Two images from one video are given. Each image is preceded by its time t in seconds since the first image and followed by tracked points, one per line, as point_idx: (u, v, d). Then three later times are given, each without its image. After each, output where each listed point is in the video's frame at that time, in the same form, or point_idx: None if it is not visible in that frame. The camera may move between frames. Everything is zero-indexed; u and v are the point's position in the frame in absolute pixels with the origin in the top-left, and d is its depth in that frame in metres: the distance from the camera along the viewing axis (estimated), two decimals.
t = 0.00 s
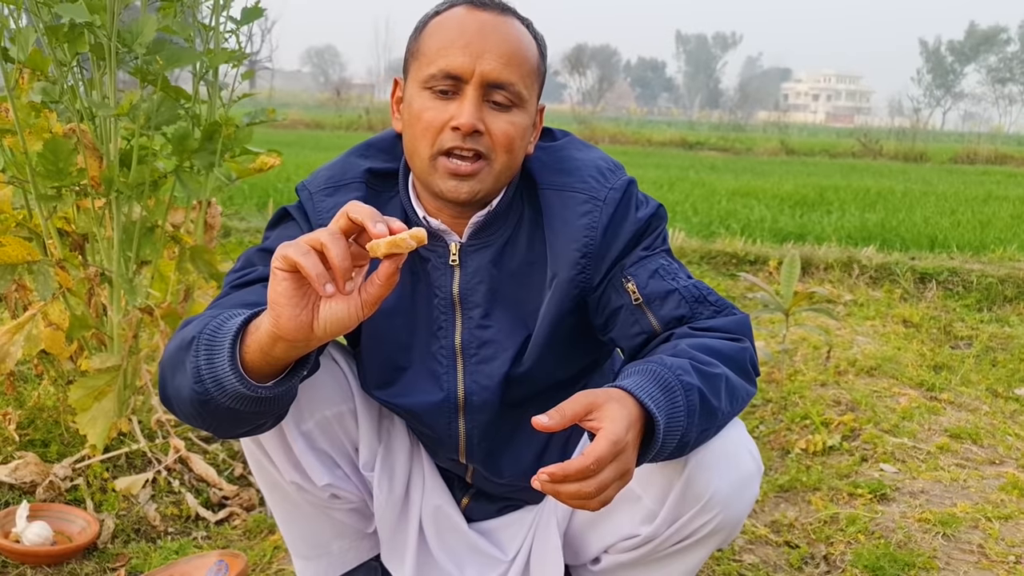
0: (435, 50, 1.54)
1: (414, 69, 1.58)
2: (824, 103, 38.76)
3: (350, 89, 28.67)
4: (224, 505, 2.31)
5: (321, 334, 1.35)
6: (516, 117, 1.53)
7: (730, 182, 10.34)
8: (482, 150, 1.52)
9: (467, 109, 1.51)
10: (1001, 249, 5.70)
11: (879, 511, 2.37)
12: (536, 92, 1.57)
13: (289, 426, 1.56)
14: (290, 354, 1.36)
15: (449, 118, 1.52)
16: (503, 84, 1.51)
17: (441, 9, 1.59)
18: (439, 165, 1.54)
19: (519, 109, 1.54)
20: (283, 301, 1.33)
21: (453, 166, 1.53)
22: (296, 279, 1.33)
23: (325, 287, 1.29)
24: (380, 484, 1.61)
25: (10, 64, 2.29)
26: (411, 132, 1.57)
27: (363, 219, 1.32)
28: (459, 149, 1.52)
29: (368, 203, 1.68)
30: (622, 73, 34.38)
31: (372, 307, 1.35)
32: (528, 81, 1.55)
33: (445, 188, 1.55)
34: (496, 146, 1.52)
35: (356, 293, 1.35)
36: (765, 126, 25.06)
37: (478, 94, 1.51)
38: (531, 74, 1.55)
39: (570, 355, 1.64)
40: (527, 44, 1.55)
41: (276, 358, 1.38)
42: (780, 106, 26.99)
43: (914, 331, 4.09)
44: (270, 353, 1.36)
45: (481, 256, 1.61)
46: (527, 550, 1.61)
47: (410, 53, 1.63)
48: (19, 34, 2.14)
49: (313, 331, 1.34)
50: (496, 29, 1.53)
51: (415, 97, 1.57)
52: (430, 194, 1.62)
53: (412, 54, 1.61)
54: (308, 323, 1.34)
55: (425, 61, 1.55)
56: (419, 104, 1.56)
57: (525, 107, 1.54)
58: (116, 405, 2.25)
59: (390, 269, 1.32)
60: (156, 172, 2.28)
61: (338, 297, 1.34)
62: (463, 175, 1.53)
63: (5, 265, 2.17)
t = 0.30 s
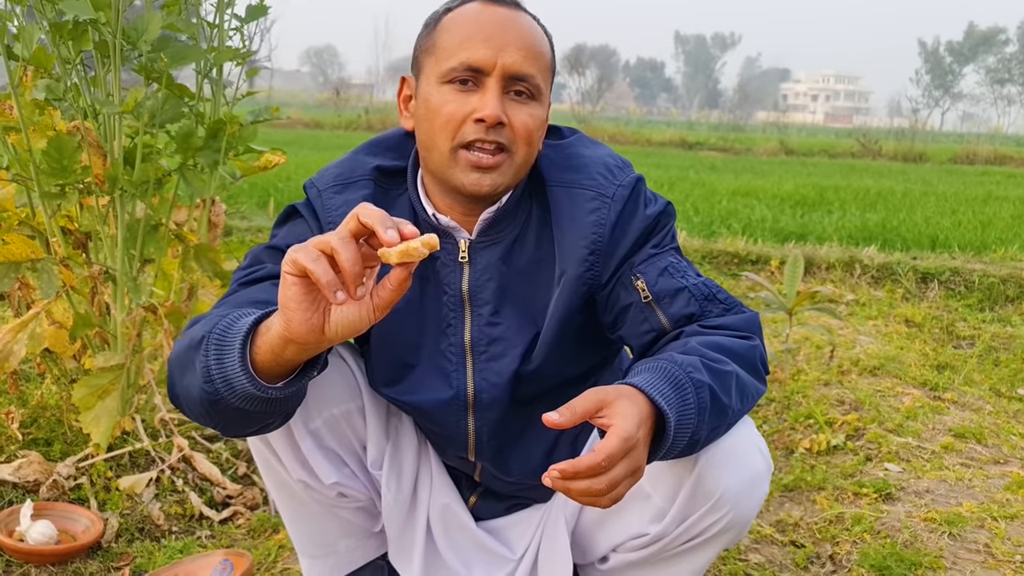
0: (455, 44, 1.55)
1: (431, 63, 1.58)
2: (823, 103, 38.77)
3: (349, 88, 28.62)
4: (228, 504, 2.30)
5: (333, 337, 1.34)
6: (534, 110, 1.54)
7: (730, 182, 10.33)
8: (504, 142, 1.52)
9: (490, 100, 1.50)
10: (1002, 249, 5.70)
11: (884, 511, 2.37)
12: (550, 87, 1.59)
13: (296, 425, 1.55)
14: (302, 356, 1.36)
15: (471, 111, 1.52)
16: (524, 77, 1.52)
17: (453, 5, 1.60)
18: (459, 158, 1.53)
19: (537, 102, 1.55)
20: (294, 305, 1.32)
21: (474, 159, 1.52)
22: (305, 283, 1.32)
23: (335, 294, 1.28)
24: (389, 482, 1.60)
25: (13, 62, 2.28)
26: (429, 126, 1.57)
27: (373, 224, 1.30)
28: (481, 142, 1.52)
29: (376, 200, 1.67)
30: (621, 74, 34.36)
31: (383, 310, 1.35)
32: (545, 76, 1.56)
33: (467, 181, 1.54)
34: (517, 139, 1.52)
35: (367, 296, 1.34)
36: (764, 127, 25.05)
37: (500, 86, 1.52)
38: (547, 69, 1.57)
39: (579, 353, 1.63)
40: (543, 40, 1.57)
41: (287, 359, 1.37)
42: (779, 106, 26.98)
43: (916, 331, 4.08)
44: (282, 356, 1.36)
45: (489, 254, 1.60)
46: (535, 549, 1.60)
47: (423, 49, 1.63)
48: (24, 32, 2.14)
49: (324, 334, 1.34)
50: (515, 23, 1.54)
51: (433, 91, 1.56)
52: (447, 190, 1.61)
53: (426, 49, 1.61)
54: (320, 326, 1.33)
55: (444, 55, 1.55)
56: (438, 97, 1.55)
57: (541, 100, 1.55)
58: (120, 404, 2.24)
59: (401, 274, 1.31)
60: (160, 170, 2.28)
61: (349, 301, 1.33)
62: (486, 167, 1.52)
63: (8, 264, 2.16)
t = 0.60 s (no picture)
0: (471, 42, 1.55)
1: (446, 61, 1.58)
2: (821, 104, 38.81)
3: (347, 89, 28.61)
4: (228, 506, 2.30)
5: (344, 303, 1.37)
6: (548, 111, 1.54)
7: (728, 183, 10.32)
8: (518, 141, 1.51)
9: (506, 100, 1.50)
10: (1001, 250, 5.70)
11: (886, 512, 2.37)
12: (563, 90, 1.59)
13: (299, 426, 1.55)
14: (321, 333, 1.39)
15: (485, 109, 1.51)
16: (540, 77, 1.53)
17: (470, 5, 1.60)
18: (471, 155, 1.53)
19: (551, 104, 1.55)
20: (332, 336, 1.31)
21: (487, 156, 1.52)
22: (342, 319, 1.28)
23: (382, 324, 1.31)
24: (391, 484, 1.60)
25: (13, 62, 2.27)
26: (441, 122, 1.57)
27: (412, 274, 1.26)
28: (494, 141, 1.51)
29: (382, 199, 1.66)
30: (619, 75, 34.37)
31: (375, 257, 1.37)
32: (559, 77, 1.56)
33: (480, 178, 1.53)
34: (530, 139, 1.51)
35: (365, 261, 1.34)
36: (762, 128, 25.06)
37: (516, 86, 1.52)
38: (561, 71, 1.57)
39: (585, 354, 1.63)
40: (557, 41, 1.57)
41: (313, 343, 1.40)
42: (777, 108, 27.00)
43: (916, 332, 4.08)
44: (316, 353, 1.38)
45: (495, 254, 1.60)
46: (538, 551, 1.60)
47: (438, 46, 1.63)
48: (25, 32, 2.15)
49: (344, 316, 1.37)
50: (532, 23, 1.55)
51: (447, 88, 1.56)
52: (457, 189, 1.60)
53: (441, 47, 1.61)
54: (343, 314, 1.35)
55: (460, 52, 1.56)
56: (452, 95, 1.55)
57: (554, 103, 1.55)
58: (120, 405, 2.24)
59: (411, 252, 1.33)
60: (160, 170, 2.27)
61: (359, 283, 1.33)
62: (499, 166, 1.52)
63: (8, 264, 2.16)
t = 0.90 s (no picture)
0: (440, 58, 1.55)
1: (420, 76, 1.58)
2: (820, 106, 38.83)
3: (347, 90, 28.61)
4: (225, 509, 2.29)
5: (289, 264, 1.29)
6: (520, 124, 1.52)
7: (727, 185, 10.32)
8: (484, 158, 1.51)
9: (469, 117, 1.50)
10: (999, 253, 5.70)
11: (883, 516, 2.36)
12: (540, 102, 1.56)
13: (298, 428, 1.55)
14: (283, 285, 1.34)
15: (450, 126, 1.51)
16: (507, 91, 1.51)
17: (447, 17, 1.60)
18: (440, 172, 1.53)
19: (524, 117, 1.53)
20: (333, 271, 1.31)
21: (454, 174, 1.51)
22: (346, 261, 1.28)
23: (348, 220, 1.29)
24: (389, 487, 1.60)
25: (10, 63, 2.27)
26: (414, 139, 1.57)
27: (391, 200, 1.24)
28: (460, 158, 1.51)
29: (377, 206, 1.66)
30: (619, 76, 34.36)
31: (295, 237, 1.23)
32: (533, 89, 1.54)
33: (447, 197, 1.53)
34: (499, 154, 1.51)
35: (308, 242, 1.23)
36: (762, 130, 25.06)
37: (480, 102, 1.51)
38: (536, 84, 1.55)
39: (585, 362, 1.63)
40: (532, 52, 1.56)
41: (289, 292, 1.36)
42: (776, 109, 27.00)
43: (914, 335, 4.08)
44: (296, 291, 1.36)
45: (491, 264, 1.60)
46: (535, 554, 1.60)
47: (416, 61, 1.63)
48: (22, 34, 2.12)
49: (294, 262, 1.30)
50: (503, 35, 1.53)
51: (419, 104, 1.57)
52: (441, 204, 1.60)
53: (418, 62, 1.61)
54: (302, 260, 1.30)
55: (431, 68, 1.56)
56: (422, 112, 1.56)
57: (529, 115, 1.53)
58: (116, 407, 2.21)
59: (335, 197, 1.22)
60: (156, 173, 2.26)
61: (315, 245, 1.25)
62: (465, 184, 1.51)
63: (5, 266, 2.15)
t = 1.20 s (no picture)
0: (438, 55, 1.57)
1: (418, 75, 1.61)
2: (823, 108, 38.83)
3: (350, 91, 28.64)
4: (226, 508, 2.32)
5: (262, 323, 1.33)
6: (522, 114, 1.55)
7: (729, 187, 10.33)
8: (492, 146, 1.53)
9: (475, 107, 1.52)
10: (1000, 256, 5.72)
11: (879, 518, 2.38)
12: (537, 93, 1.60)
13: (296, 431, 1.57)
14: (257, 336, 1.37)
15: (456, 118, 1.54)
16: (508, 82, 1.54)
17: (439, 19, 1.62)
18: (447, 163, 1.55)
19: (524, 107, 1.56)
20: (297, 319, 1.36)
21: (463, 163, 1.53)
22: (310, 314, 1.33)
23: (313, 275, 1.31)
24: (387, 489, 1.62)
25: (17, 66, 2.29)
26: (417, 134, 1.59)
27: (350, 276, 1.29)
28: (468, 150, 1.53)
29: (374, 211, 1.68)
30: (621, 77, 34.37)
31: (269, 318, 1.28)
32: (531, 81, 1.58)
33: (458, 185, 1.54)
34: (505, 142, 1.54)
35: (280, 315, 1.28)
36: (764, 132, 25.06)
37: (484, 93, 1.54)
38: (532, 75, 1.58)
39: (578, 360, 1.65)
40: (527, 47, 1.59)
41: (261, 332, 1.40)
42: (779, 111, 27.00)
43: (913, 338, 4.09)
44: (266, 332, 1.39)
45: (486, 262, 1.63)
46: (531, 556, 1.62)
47: (410, 62, 1.65)
48: (28, 40, 2.18)
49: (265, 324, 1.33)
50: (499, 30, 1.57)
51: (421, 101, 1.59)
52: (444, 199, 1.62)
53: (413, 63, 1.64)
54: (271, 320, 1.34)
55: (430, 66, 1.58)
56: (425, 107, 1.58)
57: (528, 106, 1.57)
58: (120, 408, 2.24)
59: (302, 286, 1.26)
60: (160, 176, 2.29)
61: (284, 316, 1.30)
62: (475, 171, 1.54)
63: (11, 268, 2.17)
